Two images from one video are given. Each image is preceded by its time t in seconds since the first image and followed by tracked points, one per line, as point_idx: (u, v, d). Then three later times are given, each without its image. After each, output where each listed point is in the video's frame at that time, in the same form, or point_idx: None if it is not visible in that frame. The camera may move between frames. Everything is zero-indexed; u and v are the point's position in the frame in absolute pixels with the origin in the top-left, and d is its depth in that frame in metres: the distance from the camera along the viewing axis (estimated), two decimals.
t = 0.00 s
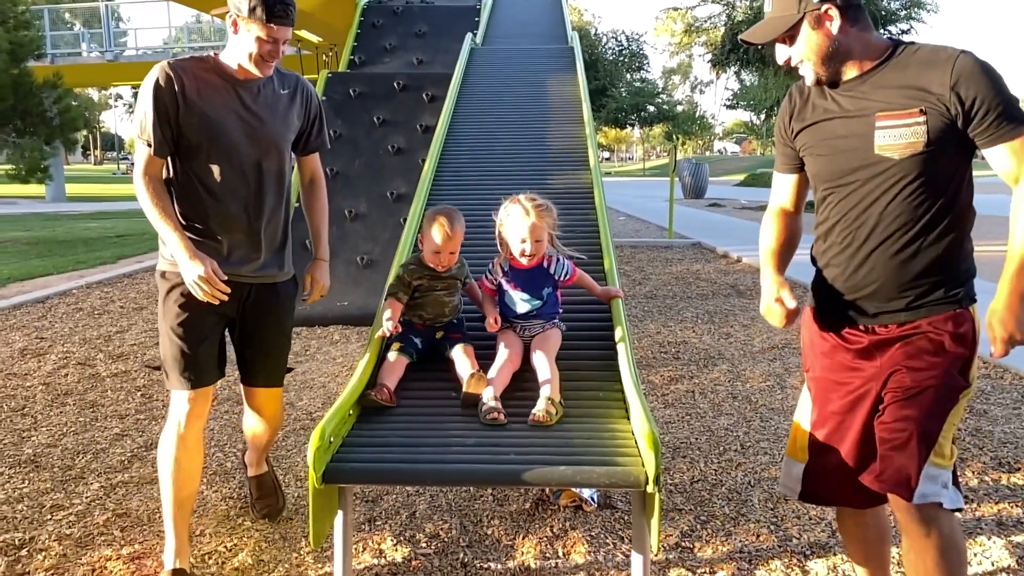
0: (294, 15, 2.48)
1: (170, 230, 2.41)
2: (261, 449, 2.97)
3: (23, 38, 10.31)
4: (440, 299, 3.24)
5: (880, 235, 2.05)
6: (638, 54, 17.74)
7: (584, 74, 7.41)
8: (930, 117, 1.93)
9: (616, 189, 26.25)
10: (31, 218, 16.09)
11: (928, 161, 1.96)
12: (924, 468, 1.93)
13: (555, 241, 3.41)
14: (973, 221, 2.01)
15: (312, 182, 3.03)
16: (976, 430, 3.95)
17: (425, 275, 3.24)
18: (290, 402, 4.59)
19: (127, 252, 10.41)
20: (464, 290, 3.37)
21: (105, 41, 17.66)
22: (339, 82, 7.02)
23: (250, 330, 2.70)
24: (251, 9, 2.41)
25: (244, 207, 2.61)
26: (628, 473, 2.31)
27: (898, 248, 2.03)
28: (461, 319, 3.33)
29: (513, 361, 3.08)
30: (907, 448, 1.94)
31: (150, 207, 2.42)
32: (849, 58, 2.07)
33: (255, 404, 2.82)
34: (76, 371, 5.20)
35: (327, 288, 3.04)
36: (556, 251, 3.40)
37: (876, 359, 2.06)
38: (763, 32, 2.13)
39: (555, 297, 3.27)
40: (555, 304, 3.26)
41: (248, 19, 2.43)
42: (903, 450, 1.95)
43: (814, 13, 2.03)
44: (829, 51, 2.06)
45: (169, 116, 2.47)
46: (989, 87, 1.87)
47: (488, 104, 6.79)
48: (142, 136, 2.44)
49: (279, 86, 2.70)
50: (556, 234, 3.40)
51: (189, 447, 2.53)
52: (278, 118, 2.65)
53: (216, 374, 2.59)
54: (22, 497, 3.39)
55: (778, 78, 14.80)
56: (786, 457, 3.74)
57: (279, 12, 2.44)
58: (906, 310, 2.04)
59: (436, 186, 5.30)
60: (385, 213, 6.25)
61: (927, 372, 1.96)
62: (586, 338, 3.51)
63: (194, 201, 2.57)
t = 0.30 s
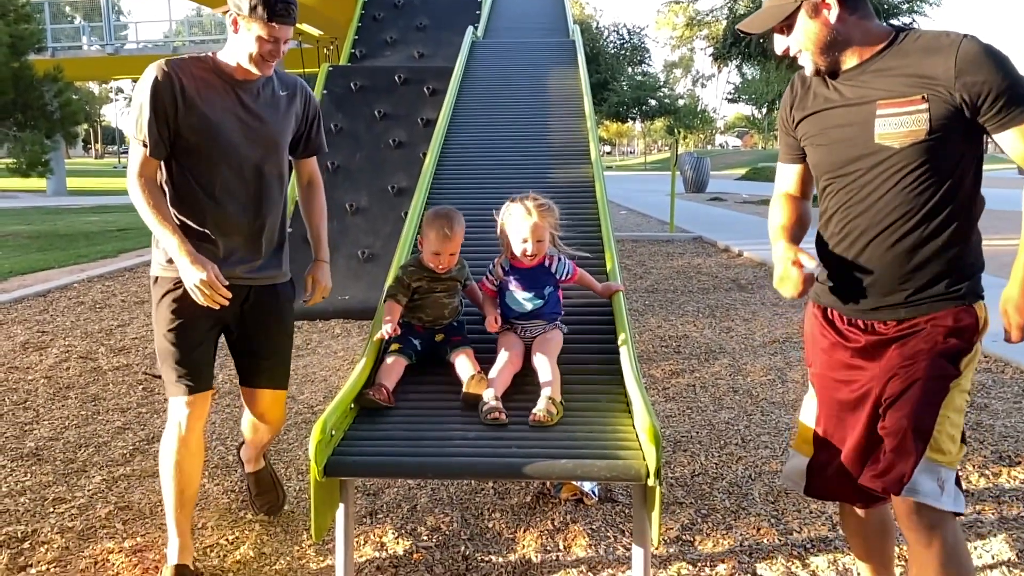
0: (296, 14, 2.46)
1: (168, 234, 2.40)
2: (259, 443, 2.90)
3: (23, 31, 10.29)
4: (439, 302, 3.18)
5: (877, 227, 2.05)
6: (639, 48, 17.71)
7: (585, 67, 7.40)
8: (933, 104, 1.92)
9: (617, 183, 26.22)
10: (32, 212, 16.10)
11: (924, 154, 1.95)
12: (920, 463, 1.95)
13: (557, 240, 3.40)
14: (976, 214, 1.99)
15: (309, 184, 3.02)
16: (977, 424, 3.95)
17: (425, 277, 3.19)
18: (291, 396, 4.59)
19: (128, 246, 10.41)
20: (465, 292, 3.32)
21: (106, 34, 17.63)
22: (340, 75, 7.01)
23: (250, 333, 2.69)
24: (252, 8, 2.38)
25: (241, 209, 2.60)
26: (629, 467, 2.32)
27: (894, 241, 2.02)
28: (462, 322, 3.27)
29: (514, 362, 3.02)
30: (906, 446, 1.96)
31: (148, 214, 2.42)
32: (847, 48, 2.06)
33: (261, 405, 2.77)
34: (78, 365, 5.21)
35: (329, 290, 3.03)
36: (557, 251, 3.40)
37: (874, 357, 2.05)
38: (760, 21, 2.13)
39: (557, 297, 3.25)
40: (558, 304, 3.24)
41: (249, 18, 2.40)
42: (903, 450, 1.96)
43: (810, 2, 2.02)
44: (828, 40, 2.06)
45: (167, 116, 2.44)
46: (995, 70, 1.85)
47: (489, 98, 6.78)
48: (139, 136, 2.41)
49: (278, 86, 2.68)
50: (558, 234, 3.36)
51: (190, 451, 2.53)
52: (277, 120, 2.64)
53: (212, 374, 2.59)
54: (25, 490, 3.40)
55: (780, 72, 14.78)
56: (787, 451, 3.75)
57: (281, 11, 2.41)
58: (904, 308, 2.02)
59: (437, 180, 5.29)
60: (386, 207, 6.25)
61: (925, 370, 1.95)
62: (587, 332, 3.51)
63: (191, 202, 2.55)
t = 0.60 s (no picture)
0: (299, 14, 2.41)
1: (166, 241, 2.32)
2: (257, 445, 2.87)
3: (23, 25, 10.26)
4: (439, 304, 3.15)
5: (874, 223, 2.04)
6: (639, 42, 17.66)
7: (586, 62, 7.38)
8: (934, 95, 1.91)
9: (617, 177, 26.18)
10: (32, 206, 16.09)
11: (919, 152, 1.94)
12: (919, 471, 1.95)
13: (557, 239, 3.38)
14: (981, 213, 1.95)
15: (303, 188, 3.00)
16: (977, 419, 3.95)
17: (423, 279, 3.16)
18: (292, 390, 4.60)
19: (129, 240, 10.42)
20: (464, 295, 3.29)
21: (105, 28, 17.61)
22: (340, 69, 6.99)
23: (246, 332, 2.64)
24: (256, 7, 2.32)
25: (239, 213, 2.55)
26: (629, 461, 2.32)
27: (892, 238, 2.00)
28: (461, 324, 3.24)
29: (515, 364, 2.97)
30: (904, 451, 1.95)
31: (145, 222, 2.34)
32: (846, 41, 2.06)
33: (261, 404, 2.72)
34: (79, 359, 5.21)
35: (332, 291, 3.02)
36: (557, 251, 3.37)
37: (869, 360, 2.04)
38: (759, 16, 2.14)
39: (557, 297, 3.23)
40: (558, 305, 3.22)
41: (252, 17, 2.34)
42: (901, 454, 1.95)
43: None
44: (827, 35, 2.05)
45: (168, 115, 2.38)
46: (1001, 57, 1.83)
47: (490, 92, 6.76)
48: (138, 136, 2.33)
49: (276, 88, 2.66)
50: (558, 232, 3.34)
51: (188, 452, 2.49)
52: (275, 123, 2.62)
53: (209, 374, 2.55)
54: (26, 484, 3.41)
55: (780, 66, 14.77)
56: (788, 446, 3.75)
57: (285, 10, 2.36)
58: (900, 310, 2.00)
59: (437, 175, 5.28)
60: (386, 202, 6.25)
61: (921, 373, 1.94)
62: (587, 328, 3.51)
63: (187, 205, 2.49)
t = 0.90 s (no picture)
0: (304, 15, 2.39)
1: (166, 248, 2.29)
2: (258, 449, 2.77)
3: (22, 20, 10.25)
4: (438, 308, 3.10)
5: (871, 224, 2.00)
6: (639, 37, 17.64)
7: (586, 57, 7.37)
8: (932, 91, 1.86)
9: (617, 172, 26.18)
10: (32, 202, 16.10)
11: (916, 151, 1.90)
12: (915, 488, 1.90)
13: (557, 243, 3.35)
14: (984, 216, 1.89)
15: (298, 186, 2.99)
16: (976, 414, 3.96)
17: (422, 283, 3.11)
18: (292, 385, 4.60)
19: (129, 235, 10.42)
20: (464, 299, 3.24)
21: (105, 23, 17.60)
22: (340, 64, 6.97)
23: (245, 327, 2.59)
24: (260, 6, 2.30)
25: (233, 214, 2.52)
26: (628, 456, 2.32)
27: (890, 239, 1.96)
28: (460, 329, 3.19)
29: (514, 367, 2.92)
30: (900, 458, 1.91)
31: (144, 226, 2.29)
32: (846, 39, 2.02)
33: (266, 398, 2.62)
34: (79, 354, 5.21)
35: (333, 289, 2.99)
36: (558, 254, 3.34)
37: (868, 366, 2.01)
38: (758, 15, 2.13)
39: (557, 301, 3.19)
40: (558, 309, 3.18)
41: (256, 17, 2.32)
42: (898, 461, 1.92)
43: None
44: (826, 34, 2.02)
45: (166, 114, 2.35)
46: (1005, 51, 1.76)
47: (489, 88, 6.75)
48: (136, 134, 2.29)
49: (276, 88, 2.63)
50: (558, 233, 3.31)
51: (188, 453, 2.47)
52: (273, 125, 2.60)
53: (209, 372, 2.49)
54: (26, 479, 3.41)
55: (781, 62, 14.77)
56: (787, 441, 3.75)
57: (290, 11, 2.34)
58: (899, 314, 1.97)
59: (437, 171, 5.27)
60: (386, 197, 6.24)
61: (920, 380, 1.91)
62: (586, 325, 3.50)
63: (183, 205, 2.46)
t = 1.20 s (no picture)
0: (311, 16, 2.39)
1: (169, 251, 2.26)
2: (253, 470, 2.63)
3: (22, 16, 10.23)
4: (437, 312, 3.06)
5: (870, 232, 1.97)
6: (640, 34, 17.63)
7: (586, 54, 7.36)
8: (929, 96, 1.81)
9: (617, 169, 26.17)
10: (32, 198, 16.09)
11: (911, 157, 1.87)
12: (909, 515, 1.86)
13: (557, 246, 3.34)
14: (987, 222, 1.84)
15: (293, 184, 2.98)
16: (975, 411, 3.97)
17: (420, 287, 3.07)
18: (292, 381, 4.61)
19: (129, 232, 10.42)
20: (464, 303, 3.22)
21: (105, 19, 17.58)
22: (340, 61, 6.97)
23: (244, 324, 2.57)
24: (267, 6, 2.29)
25: (232, 215, 2.52)
26: (628, 452, 2.32)
27: (889, 246, 1.93)
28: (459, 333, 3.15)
29: (514, 370, 2.86)
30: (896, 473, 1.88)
31: (147, 229, 2.27)
32: (844, 43, 1.98)
33: (272, 389, 2.58)
34: (79, 351, 5.21)
35: (337, 286, 2.96)
36: (557, 257, 3.33)
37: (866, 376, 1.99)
38: (755, 18, 2.11)
39: (557, 304, 3.16)
40: (558, 313, 3.14)
41: (262, 17, 2.31)
42: (894, 477, 1.88)
43: None
44: (824, 38, 1.98)
45: (169, 111, 2.34)
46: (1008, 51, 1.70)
47: (490, 84, 6.74)
48: (139, 130, 2.28)
49: (278, 87, 2.63)
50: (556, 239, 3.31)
51: (192, 455, 2.47)
52: (275, 124, 2.59)
53: (212, 378, 2.50)
54: (27, 475, 3.41)
55: (781, 58, 14.77)
56: (787, 437, 3.76)
57: (296, 12, 2.34)
58: (900, 323, 1.93)
59: (437, 167, 5.27)
60: (386, 194, 6.25)
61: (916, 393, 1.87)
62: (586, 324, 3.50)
63: (185, 206, 2.47)
